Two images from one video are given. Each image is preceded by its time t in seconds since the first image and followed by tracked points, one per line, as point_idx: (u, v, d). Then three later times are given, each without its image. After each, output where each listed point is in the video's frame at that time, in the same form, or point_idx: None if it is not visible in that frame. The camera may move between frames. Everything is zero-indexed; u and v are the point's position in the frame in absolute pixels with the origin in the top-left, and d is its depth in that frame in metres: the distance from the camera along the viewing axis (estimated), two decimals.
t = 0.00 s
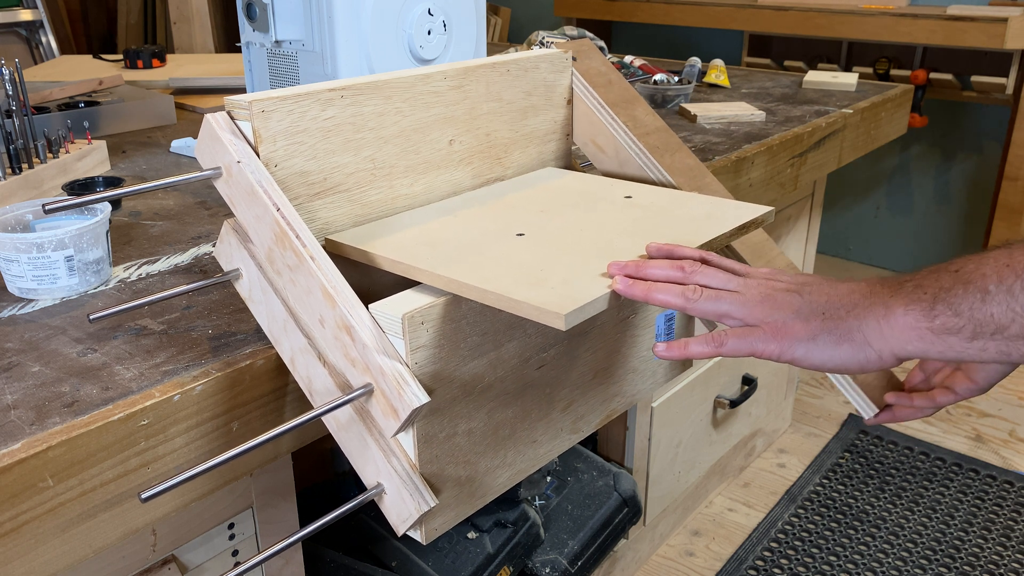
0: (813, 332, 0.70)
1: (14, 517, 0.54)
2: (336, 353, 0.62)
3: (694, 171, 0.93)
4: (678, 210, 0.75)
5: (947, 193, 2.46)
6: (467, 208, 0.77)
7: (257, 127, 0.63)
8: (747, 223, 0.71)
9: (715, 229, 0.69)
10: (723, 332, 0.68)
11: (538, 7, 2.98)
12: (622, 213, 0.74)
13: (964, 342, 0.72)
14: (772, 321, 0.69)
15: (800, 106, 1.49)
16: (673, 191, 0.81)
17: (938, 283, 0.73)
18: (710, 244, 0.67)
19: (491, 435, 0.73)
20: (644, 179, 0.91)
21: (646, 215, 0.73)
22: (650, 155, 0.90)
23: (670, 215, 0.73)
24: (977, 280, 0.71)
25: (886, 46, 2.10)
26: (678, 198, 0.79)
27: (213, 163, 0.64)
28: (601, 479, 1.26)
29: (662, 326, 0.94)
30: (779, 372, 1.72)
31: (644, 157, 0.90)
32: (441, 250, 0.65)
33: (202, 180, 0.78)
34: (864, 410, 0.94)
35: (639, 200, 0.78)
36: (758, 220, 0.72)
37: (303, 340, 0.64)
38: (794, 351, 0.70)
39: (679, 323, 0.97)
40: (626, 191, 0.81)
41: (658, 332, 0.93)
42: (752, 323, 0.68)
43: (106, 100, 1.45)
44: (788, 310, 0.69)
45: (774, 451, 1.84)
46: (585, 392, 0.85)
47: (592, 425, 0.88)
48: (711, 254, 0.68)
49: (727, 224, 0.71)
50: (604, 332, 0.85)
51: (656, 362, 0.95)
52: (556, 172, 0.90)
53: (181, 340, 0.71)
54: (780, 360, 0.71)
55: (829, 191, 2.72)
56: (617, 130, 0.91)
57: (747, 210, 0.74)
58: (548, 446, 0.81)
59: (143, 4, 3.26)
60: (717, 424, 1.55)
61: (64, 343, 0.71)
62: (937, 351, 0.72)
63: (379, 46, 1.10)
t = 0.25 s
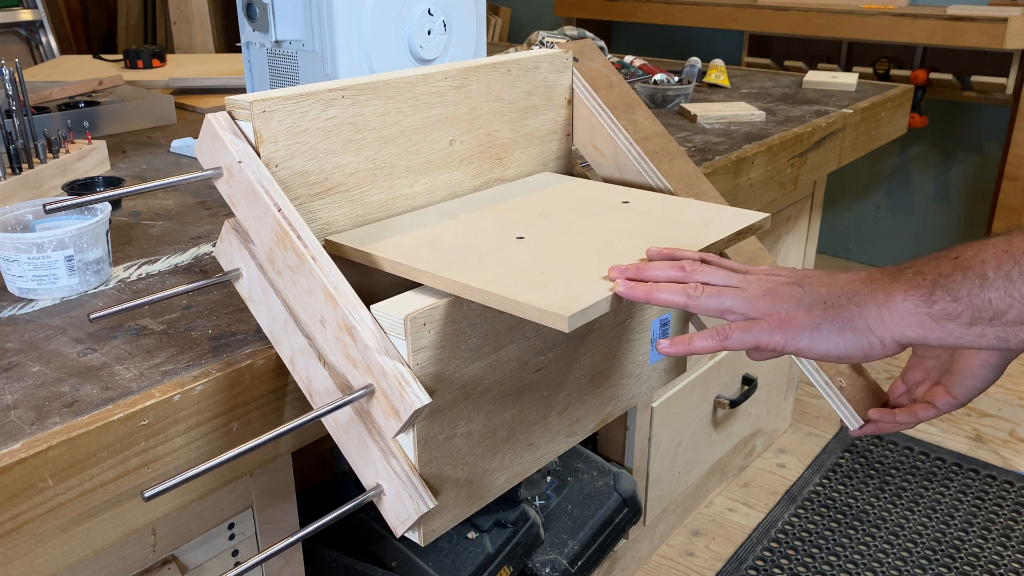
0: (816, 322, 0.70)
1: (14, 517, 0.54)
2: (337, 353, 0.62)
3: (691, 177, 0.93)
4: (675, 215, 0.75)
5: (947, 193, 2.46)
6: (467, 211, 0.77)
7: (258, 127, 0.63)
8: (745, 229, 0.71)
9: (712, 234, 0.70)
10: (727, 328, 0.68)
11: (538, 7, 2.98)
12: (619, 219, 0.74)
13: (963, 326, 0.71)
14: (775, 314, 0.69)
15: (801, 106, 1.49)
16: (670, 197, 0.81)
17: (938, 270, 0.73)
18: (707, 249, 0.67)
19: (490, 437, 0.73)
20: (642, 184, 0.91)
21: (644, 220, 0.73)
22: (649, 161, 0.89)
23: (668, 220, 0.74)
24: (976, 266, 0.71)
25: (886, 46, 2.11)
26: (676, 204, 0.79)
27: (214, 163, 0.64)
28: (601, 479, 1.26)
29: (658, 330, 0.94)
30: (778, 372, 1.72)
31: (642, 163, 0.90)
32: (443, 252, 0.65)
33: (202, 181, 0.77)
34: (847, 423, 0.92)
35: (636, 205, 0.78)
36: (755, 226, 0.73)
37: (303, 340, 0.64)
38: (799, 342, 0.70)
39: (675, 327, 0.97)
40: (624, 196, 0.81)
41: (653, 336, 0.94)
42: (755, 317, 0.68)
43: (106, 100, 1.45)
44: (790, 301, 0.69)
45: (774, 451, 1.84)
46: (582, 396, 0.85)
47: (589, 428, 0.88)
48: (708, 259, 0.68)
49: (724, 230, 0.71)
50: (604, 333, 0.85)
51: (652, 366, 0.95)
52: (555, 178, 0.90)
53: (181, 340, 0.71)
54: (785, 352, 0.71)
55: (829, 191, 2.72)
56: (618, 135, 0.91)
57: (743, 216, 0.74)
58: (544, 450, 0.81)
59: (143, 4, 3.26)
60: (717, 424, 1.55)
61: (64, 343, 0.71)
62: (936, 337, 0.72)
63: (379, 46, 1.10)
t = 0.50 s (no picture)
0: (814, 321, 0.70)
1: (14, 517, 0.54)
2: (337, 353, 0.62)
3: (692, 174, 0.93)
4: (676, 211, 0.75)
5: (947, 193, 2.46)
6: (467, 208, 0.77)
7: (257, 127, 0.63)
8: (746, 224, 0.71)
9: (713, 230, 0.70)
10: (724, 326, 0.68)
11: (538, 7, 2.98)
12: (620, 215, 0.74)
13: (961, 325, 0.71)
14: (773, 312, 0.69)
15: (800, 106, 1.49)
16: (670, 193, 0.81)
17: (937, 267, 0.73)
18: (708, 245, 0.67)
19: (490, 435, 0.73)
20: (643, 181, 0.91)
21: (643, 216, 0.73)
22: (649, 156, 0.90)
23: (669, 216, 0.74)
24: (976, 263, 0.71)
25: (886, 46, 2.10)
26: (677, 199, 0.79)
27: (213, 162, 0.64)
28: (601, 479, 1.26)
29: (660, 327, 0.94)
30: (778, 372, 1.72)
31: (643, 159, 0.90)
32: (441, 250, 0.65)
33: (202, 180, 0.77)
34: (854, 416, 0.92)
35: (637, 201, 0.78)
36: (756, 221, 0.73)
37: (303, 339, 0.64)
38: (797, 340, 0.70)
39: (677, 325, 0.97)
40: (624, 193, 0.82)
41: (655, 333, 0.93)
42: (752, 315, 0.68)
43: (106, 100, 1.45)
44: (787, 300, 0.69)
45: (774, 451, 1.84)
46: (583, 393, 0.85)
47: (591, 426, 0.88)
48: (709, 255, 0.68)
49: (725, 225, 0.71)
50: (604, 332, 0.85)
51: (654, 363, 0.95)
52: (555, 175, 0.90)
53: (181, 340, 0.71)
54: (781, 351, 0.71)
55: (829, 191, 2.72)
56: (618, 134, 0.91)
57: (744, 211, 0.74)
58: (546, 447, 0.81)
59: (143, 4, 3.26)
60: (717, 424, 1.55)
61: (64, 343, 0.71)
62: (935, 335, 0.72)
63: (379, 46, 1.10)
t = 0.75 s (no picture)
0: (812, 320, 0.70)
1: (14, 517, 0.54)
2: (336, 352, 0.62)
3: (696, 165, 0.92)
4: (678, 204, 0.75)
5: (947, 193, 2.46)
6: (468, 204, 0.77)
7: (256, 126, 0.63)
8: (749, 217, 0.71)
9: (715, 223, 0.69)
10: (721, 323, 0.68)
11: (538, 7, 2.97)
12: (622, 208, 0.74)
13: (963, 324, 0.71)
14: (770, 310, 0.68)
15: (800, 106, 1.49)
16: (673, 185, 0.81)
17: (939, 265, 0.73)
18: (710, 238, 0.67)
19: (492, 433, 0.73)
20: (644, 172, 0.91)
21: (644, 209, 0.73)
22: (650, 149, 0.89)
23: (672, 209, 0.73)
24: (979, 261, 0.71)
25: (886, 46, 2.10)
26: (680, 192, 0.79)
27: (212, 162, 0.64)
28: (601, 479, 1.26)
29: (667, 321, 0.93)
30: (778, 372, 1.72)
31: (642, 151, 0.90)
32: (438, 247, 0.65)
33: (202, 180, 0.77)
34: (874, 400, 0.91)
35: (640, 194, 0.78)
36: (758, 214, 0.72)
37: (302, 339, 0.64)
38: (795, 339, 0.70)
39: (683, 319, 0.97)
40: (626, 185, 0.81)
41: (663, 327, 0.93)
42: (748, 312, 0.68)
43: (106, 100, 1.45)
44: (785, 298, 0.69)
45: (774, 451, 1.84)
46: (588, 388, 0.85)
47: (597, 421, 0.88)
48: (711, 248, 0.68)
49: (728, 218, 0.70)
50: (604, 332, 0.85)
51: (660, 357, 0.94)
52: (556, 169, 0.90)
53: (181, 340, 0.71)
54: (778, 351, 0.71)
55: (829, 191, 2.72)
56: (617, 127, 0.91)
57: (750, 203, 0.74)
58: (552, 442, 0.81)
59: (143, 4, 3.26)
60: (717, 424, 1.55)
61: (64, 343, 0.71)
62: (935, 333, 0.72)
63: (379, 46, 1.10)
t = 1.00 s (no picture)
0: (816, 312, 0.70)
1: (14, 517, 0.54)
2: (337, 353, 0.62)
3: (694, 172, 0.93)
4: (678, 210, 0.75)
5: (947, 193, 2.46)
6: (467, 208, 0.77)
7: (258, 127, 0.63)
8: (748, 224, 0.72)
9: (715, 229, 0.70)
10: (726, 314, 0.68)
11: (538, 7, 2.97)
12: (621, 214, 0.74)
13: (964, 315, 0.70)
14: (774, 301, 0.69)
15: (800, 106, 1.49)
16: (673, 191, 0.81)
17: (940, 256, 0.72)
18: (710, 244, 0.67)
19: (491, 436, 0.73)
20: (643, 179, 0.91)
21: (644, 215, 0.73)
22: (650, 156, 0.90)
23: (671, 215, 0.74)
24: (980, 252, 0.70)
25: (886, 46, 2.11)
26: (679, 199, 0.79)
27: (213, 163, 0.64)
28: (601, 479, 1.26)
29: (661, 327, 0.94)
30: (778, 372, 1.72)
31: (643, 158, 0.90)
32: (440, 249, 0.65)
33: (202, 181, 0.77)
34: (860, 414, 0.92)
35: (639, 200, 0.78)
36: (757, 222, 0.73)
37: (303, 339, 0.64)
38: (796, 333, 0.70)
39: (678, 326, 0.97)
40: (625, 191, 0.82)
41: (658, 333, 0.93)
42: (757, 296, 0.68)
43: (106, 100, 1.45)
44: (787, 292, 0.69)
45: (774, 451, 1.84)
46: (585, 392, 0.85)
47: (592, 425, 0.88)
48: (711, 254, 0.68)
49: (727, 225, 0.71)
50: (604, 333, 0.85)
51: (655, 362, 0.94)
52: (555, 174, 0.90)
53: (181, 340, 0.71)
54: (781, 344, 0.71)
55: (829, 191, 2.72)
56: (618, 132, 0.91)
57: (746, 211, 0.74)
58: (548, 446, 0.81)
59: (143, 4, 3.26)
60: (717, 424, 1.55)
61: (64, 343, 0.71)
62: (937, 324, 0.71)
63: (379, 46, 1.10)
